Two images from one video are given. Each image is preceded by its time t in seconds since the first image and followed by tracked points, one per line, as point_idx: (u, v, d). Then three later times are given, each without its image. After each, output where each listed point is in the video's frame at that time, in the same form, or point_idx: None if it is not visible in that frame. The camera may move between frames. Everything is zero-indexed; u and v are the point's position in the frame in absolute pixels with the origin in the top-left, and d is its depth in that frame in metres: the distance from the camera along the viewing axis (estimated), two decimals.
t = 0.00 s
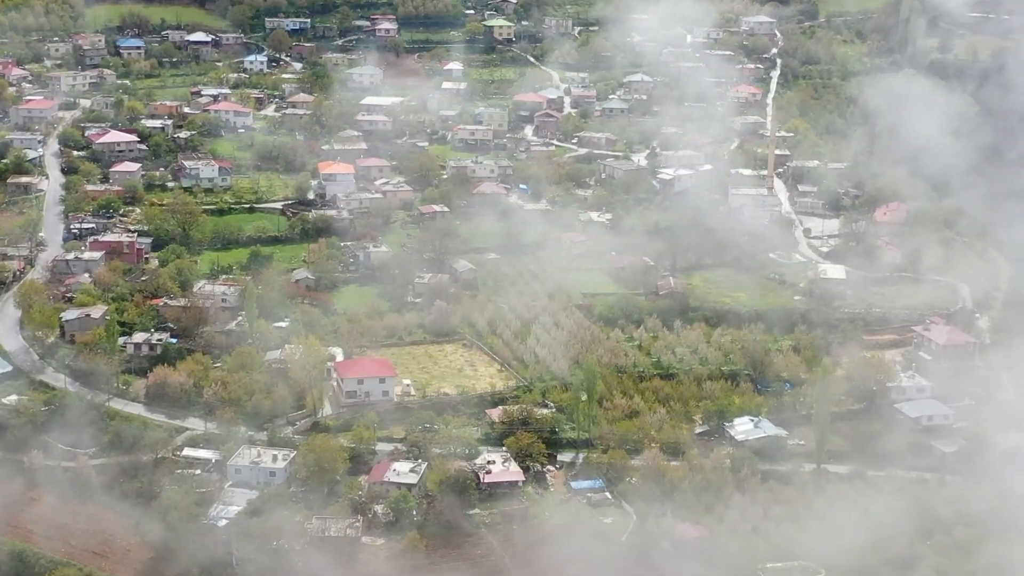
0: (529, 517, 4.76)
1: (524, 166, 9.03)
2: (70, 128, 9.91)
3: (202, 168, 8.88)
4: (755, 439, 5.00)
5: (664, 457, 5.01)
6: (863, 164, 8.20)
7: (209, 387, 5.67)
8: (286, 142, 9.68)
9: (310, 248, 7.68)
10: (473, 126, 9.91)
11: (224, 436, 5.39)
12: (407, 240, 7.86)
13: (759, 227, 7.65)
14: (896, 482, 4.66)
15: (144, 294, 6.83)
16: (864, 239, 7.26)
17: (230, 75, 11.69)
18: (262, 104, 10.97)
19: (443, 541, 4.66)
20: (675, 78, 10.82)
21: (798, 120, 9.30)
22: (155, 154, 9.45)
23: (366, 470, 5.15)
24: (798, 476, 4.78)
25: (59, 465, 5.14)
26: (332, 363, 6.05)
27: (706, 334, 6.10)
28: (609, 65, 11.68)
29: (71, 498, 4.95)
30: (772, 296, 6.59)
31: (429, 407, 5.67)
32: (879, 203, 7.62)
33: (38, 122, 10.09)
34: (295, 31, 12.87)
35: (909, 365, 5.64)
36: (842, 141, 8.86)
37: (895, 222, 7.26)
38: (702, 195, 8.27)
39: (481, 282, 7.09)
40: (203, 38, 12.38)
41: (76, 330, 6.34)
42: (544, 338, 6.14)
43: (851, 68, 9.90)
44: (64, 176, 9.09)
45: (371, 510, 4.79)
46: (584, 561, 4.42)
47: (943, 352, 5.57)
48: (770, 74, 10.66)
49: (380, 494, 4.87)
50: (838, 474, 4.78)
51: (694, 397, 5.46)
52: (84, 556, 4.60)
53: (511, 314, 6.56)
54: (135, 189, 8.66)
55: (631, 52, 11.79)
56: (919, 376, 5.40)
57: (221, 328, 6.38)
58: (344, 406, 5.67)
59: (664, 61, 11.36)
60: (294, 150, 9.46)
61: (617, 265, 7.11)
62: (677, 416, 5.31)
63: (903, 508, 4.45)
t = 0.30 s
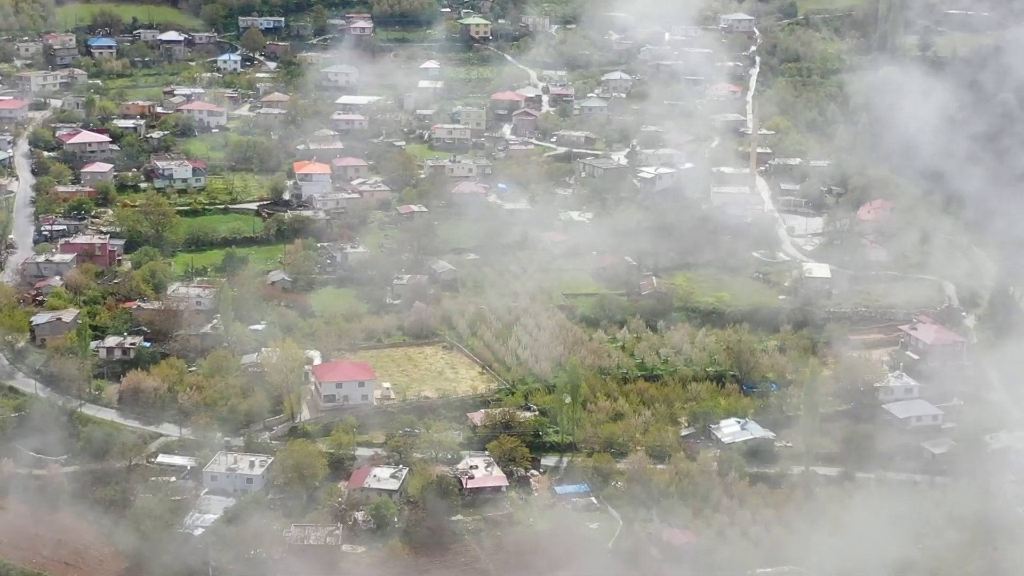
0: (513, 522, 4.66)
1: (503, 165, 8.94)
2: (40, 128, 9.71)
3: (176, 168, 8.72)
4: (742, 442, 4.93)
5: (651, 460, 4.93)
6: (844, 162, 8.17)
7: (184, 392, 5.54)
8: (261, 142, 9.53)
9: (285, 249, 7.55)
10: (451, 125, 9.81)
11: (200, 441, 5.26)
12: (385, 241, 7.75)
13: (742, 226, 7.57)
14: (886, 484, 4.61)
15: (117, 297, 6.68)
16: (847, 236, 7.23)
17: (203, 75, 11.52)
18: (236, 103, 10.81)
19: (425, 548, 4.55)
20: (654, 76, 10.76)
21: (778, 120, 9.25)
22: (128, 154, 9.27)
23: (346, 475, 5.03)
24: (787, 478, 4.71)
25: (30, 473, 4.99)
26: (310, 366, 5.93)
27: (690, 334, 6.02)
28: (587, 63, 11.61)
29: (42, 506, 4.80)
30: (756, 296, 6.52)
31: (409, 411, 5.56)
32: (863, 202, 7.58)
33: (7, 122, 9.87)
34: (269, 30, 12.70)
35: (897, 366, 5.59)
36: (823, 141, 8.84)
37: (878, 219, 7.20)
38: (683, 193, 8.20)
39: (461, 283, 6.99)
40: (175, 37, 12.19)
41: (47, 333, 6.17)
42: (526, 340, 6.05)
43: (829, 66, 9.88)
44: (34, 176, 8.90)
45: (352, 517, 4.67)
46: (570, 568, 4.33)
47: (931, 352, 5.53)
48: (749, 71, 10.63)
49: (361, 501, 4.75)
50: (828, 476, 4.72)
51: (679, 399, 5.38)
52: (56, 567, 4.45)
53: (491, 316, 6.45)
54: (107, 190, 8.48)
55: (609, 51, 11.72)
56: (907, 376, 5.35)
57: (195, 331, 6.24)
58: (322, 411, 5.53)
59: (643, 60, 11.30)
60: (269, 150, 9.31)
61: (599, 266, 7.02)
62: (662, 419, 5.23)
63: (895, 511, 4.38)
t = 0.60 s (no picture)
0: (504, 527, 4.56)
1: (488, 164, 8.84)
2: (18, 127, 9.54)
3: (156, 168, 8.57)
4: (737, 443, 4.86)
5: (644, 463, 4.84)
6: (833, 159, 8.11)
7: (167, 396, 5.41)
8: (243, 141, 9.39)
9: (269, 250, 7.42)
10: (436, 124, 9.70)
11: (182, 447, 5.13)
12: (370, 240, 7.63)
13: (731, 226, 7.51)
14: (883, 486, 4.54)
15: (97, 299, 6.54)
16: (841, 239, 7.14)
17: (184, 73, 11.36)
18: (218, 103, 10.67)
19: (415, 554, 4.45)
20: (640, 74, 10.69)
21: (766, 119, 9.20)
22: (108, 154, 9.11)
23: (333, 480, 4.92)
24: (783, 481, 4.64)
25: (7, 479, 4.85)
26: (295, 368, 5.81)
27: (681, 335, 5.94)
28: (571, 61, 11.53)
29: (20, 514, 4.67)
30: (747, 296, 6.45)
31: (397, 415, 5.45)
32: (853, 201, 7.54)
33: None
34: (250, 29, 12.56)
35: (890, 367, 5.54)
36: (810, 139, 8.79)
37: (870, 219, 7.16)
38: (672, 192, 8.13)
39: (448, 284, 6.89)
40: (155, 36, 12.03)
41: (25, 337, 6.03)
42: (514, 341, 5.95)
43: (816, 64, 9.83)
44: (12, 177, 8.73)
45: (339, 523, 4.56)
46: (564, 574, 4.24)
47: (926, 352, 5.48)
48: (736, 69, 10.57)
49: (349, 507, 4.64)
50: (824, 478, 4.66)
51: (672, 401, 5.30)
52: None
53: (479, 317, 6.35)
54: (86, 190, 8.33)
55: (594, 49, 11.65)
56: (902, 376, 5.30)
57: (178, 333, 6.11)
58: (307, 414, 5.42)
59: (628, 58, 11.23)
60: (251, 149, 9.18)
61: (587, 266, 6.94)
62: (655, 421, 5.15)
63: (893, 515, 4.31)
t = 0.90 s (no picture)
0: (496, 532, 4.46)
1: (474, 163, 8.75)
2: None
3: (137, 168, 8.44)
4: (731, 445, 4.80)
5: (638, 466, 4.76)
6: (821, 157, 8.07)
7: (150, 400, 5.29)
8: (224, 141, 9.26)
9: (252, 251, 7.31)
10: (420, 122, 9.60)
11: (165, 452, 5.01)
12: (355, 241, 7.53)
13: (721, 226, 7.46)
14: (881, 488, 4.49)
15: (77, 302, 6.41)
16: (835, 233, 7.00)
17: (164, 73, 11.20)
18: (199, 102, 10.53)
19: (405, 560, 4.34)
20: (625, 71, 10.63)
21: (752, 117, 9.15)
22: (87, 154, 8.96)
23: (320, 486, 4.81)
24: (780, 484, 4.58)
25: None
26: (281, 371, 5.70)
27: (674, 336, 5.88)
28: (556, 59, 11.45)
29: None
30: (738, 296, 6.39)
31: (385, 418, 5.35)
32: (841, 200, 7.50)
33: None
34: (231, 28, 12.41)
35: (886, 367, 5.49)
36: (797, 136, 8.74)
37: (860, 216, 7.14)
38: (660, 190, 8.07)
39: (435, 285, 6.80)
40: (135, 35, 11.86)
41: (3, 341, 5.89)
42: (503, 342, 5.87)
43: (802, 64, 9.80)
44: None
45: (327, 530, 4.46)
46: None
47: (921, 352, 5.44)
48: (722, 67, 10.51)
49: (337, 513, 4.53)
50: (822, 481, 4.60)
51: (664, 402, 5.23)
52: None
53: (467, 318, 6.26)
54: (65, 191, 8.18)
55: (578, 48, 11.58)
56: (898, 376, 5.25)
57: (160, 335, 5.99)
58: (293, 418, 5.32)
59: (613, 56, 11.17)
60: (233, 148, 9.05)
61: (576, 266, 6.85)
62: (648, 423, 5.07)
63: (892, 517, 4.25)
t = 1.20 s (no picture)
0: (491, 537, 4.38)
1: (460, 162, 8.66)
2: None
3: (118, 168, 8.31)
4: (727, 448, 4.74)
5: (633, 469, 4.70)
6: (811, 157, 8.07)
7: (133, 404, 5.18)
8: (207, 141, 9.14)
9: (237, 251, 7.20)
10: (405, 121, 9.51)
11: (151, 457, 4.90)
12: (341, 241, 7.43)
13: (711, 224, 7.39)
14: (879, 490, 4.45)
15: (58, 305, 6.30)
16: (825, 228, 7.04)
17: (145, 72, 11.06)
18: (180, 102, 10.40)
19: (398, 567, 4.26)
20: (612, 70, 10.64)
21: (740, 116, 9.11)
22: (67, 154, 8.82)
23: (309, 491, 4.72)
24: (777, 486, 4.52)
25: None
26: (268, 374, 5.61)
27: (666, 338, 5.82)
28: (541, 57, 11.39)
29: None
30: (730, 295, 6.33)
31: (374, 421, 5.26)
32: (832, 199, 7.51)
33: None
34: (212, 27, 12.27)
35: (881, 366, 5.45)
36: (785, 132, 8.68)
37: (851, 216, 7.16)
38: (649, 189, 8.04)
39: (423, 286, 6.71)
40: (115, 35, 11.71)
41: None
42: (494, 343, 5.80)
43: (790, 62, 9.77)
44: None
45: (318, 537, 4.37)
46: None
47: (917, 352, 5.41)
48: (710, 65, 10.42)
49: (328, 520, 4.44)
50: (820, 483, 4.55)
51: (658, 404, 5.17)
52: None
53: (456, 318, 6.18)
54: (45, 192, 8.04)
55: (564, 47, 11.52)
56: (894, 375, 5.22)
57: (143, 338, 5.88)
58: (281, 422, 5.22)
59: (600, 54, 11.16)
60: (215, 148, 8.93)
61: (566, 266, 6.78)
62: (643, 425, 5.01)
63: (893, 520, 4.21)
